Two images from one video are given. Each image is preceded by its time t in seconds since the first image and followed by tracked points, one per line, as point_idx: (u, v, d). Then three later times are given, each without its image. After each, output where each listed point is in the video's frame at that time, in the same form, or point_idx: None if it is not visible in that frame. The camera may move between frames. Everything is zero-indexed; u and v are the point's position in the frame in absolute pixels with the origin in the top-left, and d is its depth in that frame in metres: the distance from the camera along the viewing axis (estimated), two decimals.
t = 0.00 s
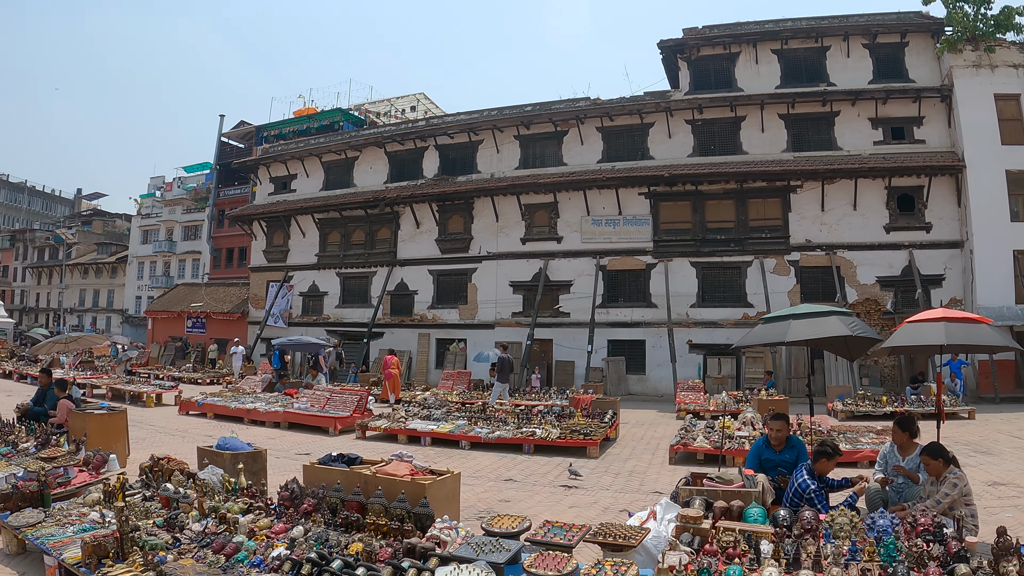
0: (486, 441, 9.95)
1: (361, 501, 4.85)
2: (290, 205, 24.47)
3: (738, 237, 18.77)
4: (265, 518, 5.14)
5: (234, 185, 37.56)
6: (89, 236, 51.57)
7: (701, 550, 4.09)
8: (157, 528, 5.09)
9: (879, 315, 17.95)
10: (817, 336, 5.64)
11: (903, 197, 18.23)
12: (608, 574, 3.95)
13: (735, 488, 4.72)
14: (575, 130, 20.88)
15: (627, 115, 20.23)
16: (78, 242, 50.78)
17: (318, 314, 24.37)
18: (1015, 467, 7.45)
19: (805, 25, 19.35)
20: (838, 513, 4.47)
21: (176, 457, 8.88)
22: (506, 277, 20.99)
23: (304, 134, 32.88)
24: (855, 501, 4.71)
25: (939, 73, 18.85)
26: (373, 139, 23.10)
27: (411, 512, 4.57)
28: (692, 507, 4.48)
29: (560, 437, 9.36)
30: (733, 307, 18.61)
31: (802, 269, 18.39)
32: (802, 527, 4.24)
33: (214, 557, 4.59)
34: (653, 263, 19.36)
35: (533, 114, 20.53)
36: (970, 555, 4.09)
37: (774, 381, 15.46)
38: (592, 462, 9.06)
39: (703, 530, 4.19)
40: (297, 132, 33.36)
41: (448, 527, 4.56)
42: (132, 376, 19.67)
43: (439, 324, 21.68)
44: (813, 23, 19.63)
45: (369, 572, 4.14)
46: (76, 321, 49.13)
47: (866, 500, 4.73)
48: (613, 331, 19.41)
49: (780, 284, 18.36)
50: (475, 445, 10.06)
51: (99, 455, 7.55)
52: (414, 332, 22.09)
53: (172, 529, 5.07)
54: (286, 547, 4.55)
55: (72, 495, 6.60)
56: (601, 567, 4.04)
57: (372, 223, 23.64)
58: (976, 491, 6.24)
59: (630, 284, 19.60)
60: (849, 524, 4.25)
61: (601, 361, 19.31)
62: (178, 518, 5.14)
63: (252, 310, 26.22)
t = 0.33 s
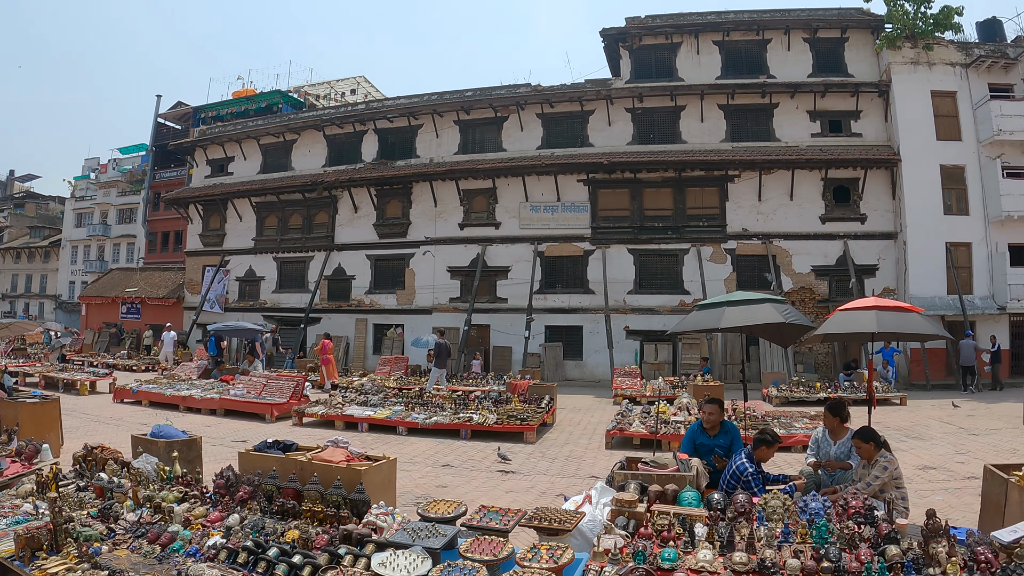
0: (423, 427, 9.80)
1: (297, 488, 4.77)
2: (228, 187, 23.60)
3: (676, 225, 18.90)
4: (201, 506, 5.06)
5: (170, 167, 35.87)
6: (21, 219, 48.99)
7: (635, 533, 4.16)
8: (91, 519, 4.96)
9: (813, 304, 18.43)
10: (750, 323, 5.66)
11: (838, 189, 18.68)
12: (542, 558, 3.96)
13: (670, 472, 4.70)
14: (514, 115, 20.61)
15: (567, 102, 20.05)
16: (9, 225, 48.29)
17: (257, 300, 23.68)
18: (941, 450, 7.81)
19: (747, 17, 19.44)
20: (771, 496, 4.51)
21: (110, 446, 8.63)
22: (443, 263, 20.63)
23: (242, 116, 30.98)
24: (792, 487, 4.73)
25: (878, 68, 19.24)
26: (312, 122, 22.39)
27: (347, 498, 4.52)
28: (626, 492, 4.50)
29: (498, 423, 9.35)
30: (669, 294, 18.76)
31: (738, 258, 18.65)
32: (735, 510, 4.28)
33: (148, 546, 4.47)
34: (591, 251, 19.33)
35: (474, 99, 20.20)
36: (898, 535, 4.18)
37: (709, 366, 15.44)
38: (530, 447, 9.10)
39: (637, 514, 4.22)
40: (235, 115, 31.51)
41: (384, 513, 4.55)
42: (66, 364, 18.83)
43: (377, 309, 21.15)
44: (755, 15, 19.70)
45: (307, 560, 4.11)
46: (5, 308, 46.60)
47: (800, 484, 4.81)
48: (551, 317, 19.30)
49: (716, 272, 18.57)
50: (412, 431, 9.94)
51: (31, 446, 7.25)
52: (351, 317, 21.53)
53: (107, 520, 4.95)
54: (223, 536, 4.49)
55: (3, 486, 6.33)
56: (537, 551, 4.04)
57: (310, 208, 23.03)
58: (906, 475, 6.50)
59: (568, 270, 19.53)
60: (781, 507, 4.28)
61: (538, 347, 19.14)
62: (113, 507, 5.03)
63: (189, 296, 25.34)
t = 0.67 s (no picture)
0: (358, 415, 9.73)
1: (230, 477, 4.71)
2: (162, 171, 22.72)
3: (610, 214, 19.10)
4: (133, 498, 4.97)
5: (103, 150, 34.31)
6: None
7: (569, 519, 4.18)
8: (19, 513, 4.81)
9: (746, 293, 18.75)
10: (683, 311, 5.73)
11: (773, 180, 19.04)
12: (477, 545, 3.94)
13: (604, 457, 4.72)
14: (452, 102, 20.48)
15: (506, 90, 20.07)
16: None
17: (188, 287, 22.87)
18: (871, 436, 8.19)
19: (687, 9, 19.65)
20: (705, 480, 4.56)
21: (38, 437, 8.36)
22: (378, 249, 20.36)
23: (177, 97, 28.41)
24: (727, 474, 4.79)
25: (814, 64, 19.65)
26: (247, 106, 21.66)
27: (281, 487, 4.50)
28: (560, 478, 4.52)
29: (432, 410, 9.33)
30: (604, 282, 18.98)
31: (672, 247, 18.94)
32: (668, 495, 4.35)
33: (80, 540, 4.37)
34: (526, 238, 19.38)
35: (411, 84, 20.01)
36: (829, 519, 4.26)
37: (642, 356, 15.59)
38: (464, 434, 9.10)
39: (570, 499, 4.26)
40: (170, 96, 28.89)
41: (317, 502, 4.53)
42: None
43: (311, 297, 20.73)
44: (694, 6, 19.91)
45: (240, 550, 4.07)
46: None
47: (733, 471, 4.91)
48: (485, 304, 19.31)
49: (651, 261, 18.76)
50: (346, 419, 9.84)
51: None
52: (285, 304, 21.01)
53: (36, 513, 4.82)
54: (156, 528, 4.41)
55: None
56: (470, 537, 4.01)
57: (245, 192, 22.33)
58: (838, 460, 6.78)
59: (504, 256, 19.55)
60: (713, 493, 4.33)
61: (473, 335, 19.18)
62: (43, 501, 4.89)
63: (122, 283, 24.48)
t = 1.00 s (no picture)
0: (291, 405, 9.68)
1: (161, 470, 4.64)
2: (94, 154, 21.95)
3: (545, 203, 19.47)
4: (63, 493, 4.84)
5: (31, 134, 32.99)
6: None
7: (501, 507, 4.19)
8: None
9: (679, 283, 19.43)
10: (614, 300, 5.80)
11: (707, 172, 19.76)
12: (409, 534, 3.92)
13: (535, 444, 4.77)
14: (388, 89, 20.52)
15: (442, 78, 20.22)
16: None
17: (119, 275, 22.10)
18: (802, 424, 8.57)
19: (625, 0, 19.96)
20: (637, 466, 4.63)
21: None
22: (311, 237, 20.22)
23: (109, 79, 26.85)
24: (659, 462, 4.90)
25: (749, 57, 20.35)
26: (179, 89, 21.12)
27: (212, 479, 4.44)
28: (492, 465, 4.54)
29: (364, 399, 9.34)
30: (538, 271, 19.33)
31: (605, 237, 19.39)
32: (600, 482, 4.40)
33: (7, 536, 4.22)
34: (461, 226, 19.62)
35: (348, 70, 19.92)
36: (760, 505, 4.35)
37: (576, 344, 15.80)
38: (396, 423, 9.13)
39: (502, 487, 4.28)
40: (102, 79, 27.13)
41: (249, 493, 4.49)
42: None
43: (243, 285, 20.45)
44: None
45: (171, 543, 3.99)
46: None
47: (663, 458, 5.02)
48: (418, 292, 19.47)
49: (584, 249, 19.20)
50: (279, 409, 9.77)
51: None
52: (218, 292, 20.61)
53: None
54: (85, 523, 4.29)
55: None
56: (402, 526, 4.00)
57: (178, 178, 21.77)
58: (770, 447, 7.10)
59: (439, 244, 19.75)
60: (644, 479, 4.43)
61: (406, 324, 19.33)
62: None
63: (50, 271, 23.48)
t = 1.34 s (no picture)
0: (222, 397, 9.57)
1: (89, 465, 4.56)
2: (20, 138, 21.17)
3: (479, 194, 19.64)
4: None
5: None
6: None
7: (432, 498, 4.20)
8: None
9: (612, 274, 19.81)
10: (545, 292, 5.86)
11: (640, 166, 20.22)
12: (340, 526, 3.90)
13: (464, 437, 4.78)
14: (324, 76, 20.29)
15: (378, 67, 20.14)
16: None
17: (47, 264, 21.35)
18: (734, 415, 8.79)
19: None
20: (569, 457, 4.68)
21: None
22: (243, 226, 20.00)
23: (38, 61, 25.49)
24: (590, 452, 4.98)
25: (686, 54, 20.87)
26: (110, 73, 20.55)
27: (140, 473, 4.38)
28: (423, 456, 4.56)
29: (297, 391, 9.32)
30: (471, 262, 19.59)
31: (539, 228, 19.72)
32: (531, 473, 4.44)
33: None
34: (394, 217, 19.67)
35: (283, 57, 19.67)
36: (690, 494, 4.42)
37: (508, 334, 15.89)
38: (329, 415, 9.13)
39: (434, 479, 4.29)
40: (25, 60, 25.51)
41: (179, 487, 4.44)
42: None
43: (173, 274, 20.07)
44: None
45: (100, 539, 3.89)
46: None
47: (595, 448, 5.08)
48: (352, 283, 19.46)
49: (517, 241, 19.53)
50: (210, 401, 9.63)
51: None
52: (147, 283, 20.19)
53: None
54: (9, 520, 4.16)
55: None
56: (333, 519, 3.96)
57: (109, 164, 21.20)
58: (702, 438, 7.31)
59: (371, 234, 19.75)
60: (575, 470, 4.48)
61: (339, 314, 19.26)
62: None
63: None
